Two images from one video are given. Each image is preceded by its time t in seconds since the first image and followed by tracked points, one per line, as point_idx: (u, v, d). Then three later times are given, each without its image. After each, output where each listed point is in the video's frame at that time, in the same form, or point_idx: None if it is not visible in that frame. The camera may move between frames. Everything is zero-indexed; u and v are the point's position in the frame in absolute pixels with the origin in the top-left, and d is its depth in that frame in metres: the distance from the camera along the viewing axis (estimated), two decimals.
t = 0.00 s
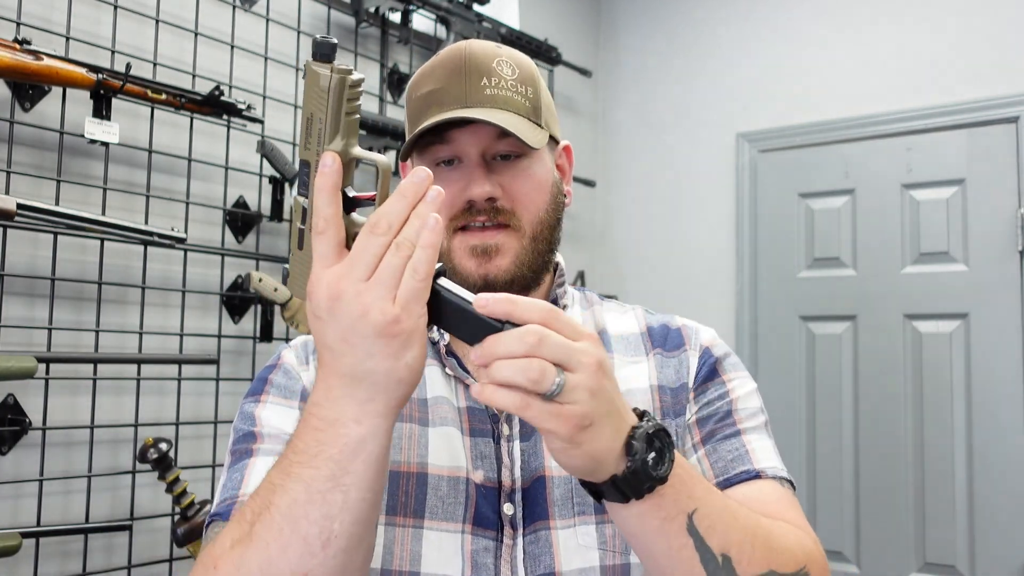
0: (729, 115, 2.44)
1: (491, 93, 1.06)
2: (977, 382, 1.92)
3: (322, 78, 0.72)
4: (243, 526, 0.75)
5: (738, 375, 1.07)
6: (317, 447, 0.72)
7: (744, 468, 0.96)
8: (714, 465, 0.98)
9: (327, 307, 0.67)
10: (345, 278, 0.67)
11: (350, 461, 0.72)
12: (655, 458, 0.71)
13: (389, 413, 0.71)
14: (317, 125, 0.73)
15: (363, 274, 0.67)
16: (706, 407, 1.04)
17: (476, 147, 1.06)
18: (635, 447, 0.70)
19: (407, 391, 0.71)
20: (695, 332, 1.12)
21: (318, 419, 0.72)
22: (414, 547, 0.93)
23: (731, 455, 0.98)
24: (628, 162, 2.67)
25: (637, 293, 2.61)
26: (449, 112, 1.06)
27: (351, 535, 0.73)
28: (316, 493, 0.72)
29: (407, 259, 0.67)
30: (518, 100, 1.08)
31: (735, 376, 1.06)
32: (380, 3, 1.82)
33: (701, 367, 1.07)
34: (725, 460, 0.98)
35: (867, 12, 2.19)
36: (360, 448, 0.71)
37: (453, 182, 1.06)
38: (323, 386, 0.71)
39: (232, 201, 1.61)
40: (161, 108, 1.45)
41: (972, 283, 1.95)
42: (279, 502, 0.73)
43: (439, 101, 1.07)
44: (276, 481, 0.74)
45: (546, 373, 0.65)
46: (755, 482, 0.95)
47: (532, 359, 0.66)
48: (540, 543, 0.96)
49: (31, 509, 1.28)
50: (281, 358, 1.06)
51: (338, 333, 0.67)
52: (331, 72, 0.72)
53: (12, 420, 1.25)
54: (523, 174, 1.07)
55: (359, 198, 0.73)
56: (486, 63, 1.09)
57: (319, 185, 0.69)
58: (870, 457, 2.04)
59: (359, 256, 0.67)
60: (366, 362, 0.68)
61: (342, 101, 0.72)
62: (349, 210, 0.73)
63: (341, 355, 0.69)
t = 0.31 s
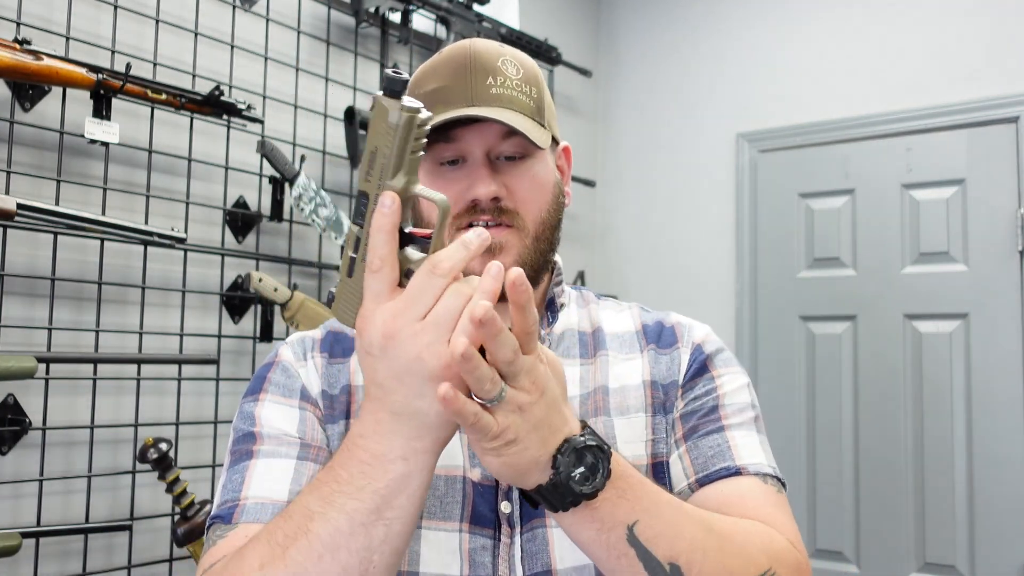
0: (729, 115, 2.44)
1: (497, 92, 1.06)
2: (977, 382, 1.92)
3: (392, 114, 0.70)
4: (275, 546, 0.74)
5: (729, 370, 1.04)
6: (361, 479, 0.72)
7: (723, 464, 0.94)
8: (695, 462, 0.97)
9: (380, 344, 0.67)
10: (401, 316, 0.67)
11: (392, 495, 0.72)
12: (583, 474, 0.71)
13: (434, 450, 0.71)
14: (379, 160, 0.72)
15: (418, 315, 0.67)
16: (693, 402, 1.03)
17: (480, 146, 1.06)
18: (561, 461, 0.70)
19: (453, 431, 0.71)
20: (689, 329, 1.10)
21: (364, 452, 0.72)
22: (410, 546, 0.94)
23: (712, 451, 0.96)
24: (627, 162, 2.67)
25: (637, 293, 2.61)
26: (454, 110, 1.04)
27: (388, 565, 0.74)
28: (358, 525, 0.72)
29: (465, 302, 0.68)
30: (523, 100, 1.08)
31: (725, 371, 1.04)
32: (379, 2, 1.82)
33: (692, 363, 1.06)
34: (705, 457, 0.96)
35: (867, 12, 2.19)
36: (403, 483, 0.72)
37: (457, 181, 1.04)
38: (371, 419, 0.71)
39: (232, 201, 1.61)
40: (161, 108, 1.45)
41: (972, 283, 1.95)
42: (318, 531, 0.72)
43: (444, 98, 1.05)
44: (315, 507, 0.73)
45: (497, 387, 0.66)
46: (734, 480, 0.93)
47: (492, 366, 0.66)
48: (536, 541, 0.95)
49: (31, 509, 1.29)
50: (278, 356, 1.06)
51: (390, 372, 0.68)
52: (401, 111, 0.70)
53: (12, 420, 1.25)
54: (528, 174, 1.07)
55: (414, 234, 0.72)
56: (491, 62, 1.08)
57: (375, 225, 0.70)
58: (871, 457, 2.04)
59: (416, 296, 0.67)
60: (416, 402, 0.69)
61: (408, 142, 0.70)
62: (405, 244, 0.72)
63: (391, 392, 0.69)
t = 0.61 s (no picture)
0: (729, 115, 2.44)
1: (497, 89, 1.06)
2: (977, 381, 1.92)
3: (397, 112, 0.71)
4: (263, 542, 0.74)
5: (741, 378, 1.06)
6: (343, 472, 0.71)
7: (750, 481, 0.95)
8: (721, 477, 0.98)
9: (366, 334, 0.67)
10: (390, 308, 0.67)
11: (373, 489, 0.70)
12: (644, 510, 0.71)
13: (417, 443, 0.70)
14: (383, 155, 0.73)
15: (406, 307, 0.67)
16: (712, 414, 1.04)
17: (481, 143, 1.06)
18: (622, 499, 0.70)
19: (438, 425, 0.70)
20: (696, 333, 1.12)
21: (346, 444, 0.71)
22: (412, 551, 0.93)
23: (739, 468, 0.97)
24: (627, 162, 2.68)
25: (637, 294, 2.61)
26: (455, 106, 1.05)
27: (371, 561, 0.72)
28: (339, 518, 0.71)
29: (456, 298, 0.68)
30: (524, 97, 1.09)
31: (737, 380, 1.06)
32: (379, 3, 1.82)
33: (703, 370, 1.07)
34: (732, 473, 0.97)
35: (866, 12, 2.19)
36: (385, 476, 0.70)
37: (458, 178, 1.05)
38: (355, 411, 0.70)
39: (232, 202, 1.61)
40: (161, 108, 1.45)
41: (971, 283, 1.95)
42: (300, 524, 0.72)
43: (444, 95, 1.06)
44: (300, 501, 0.73)
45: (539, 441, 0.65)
46: (761, 496, 0.94)
47: (526, 425, 0.65)
48: (539, 545, 0.96)
49: (31, 509, 1.29)
50: (277, 360, 1.07)
51: (374, 363, 0.67)
52: (406, 109, 0.70)
53: (12, 420, 1.25)
54: (529, 171, 1.07)
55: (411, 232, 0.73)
56: (492, 60, 1.09)
57: (372, 217, 0.70)
58: (870, 457, 2.04)
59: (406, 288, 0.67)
60: (398, 395, 0.67)
61: (411, 141, 0.71)
62: (400, 243, 0.73)
63: (373, 383, 0.68)
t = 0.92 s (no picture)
0: (729, 115, 2.44)
1: (477, 82, 1.07)
2: (977, 381, 1.92)
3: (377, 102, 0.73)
4: (239, 550, 0.74)
5: (755, 392, 1.12)
6: (317, 472, 0.70)
7: (778, 501, 1.06)
8: (761, 501, 1.05)
9: (341, 322, 0.68)
10: (367, 296, 0.68)
11: (350, 484, 0.70)
12: None
13: (392, 434, 0.71)
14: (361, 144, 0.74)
15: (386, 295, 0.68)
16: (748, 434, 1.08)
17: (463, 137, 1.07)
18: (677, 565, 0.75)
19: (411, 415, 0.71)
20: (711, 342, 1.13)
21: (316, 443, 0.70)
22: (409, 554, 0.94)
23: (769, 490, 1.06)
24: (627, 162, 2.67)
25: (637, 293, 2.61)
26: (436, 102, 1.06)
27: (353, 558, 0.72)
28: (316, 518, 0.70)
29: (434, 289, 0.70)
30: (506, 89, 1.09)
31: (753, 395, 1.11)
32: (379, 2, 1.82)
33: (725, 386, 1.09)
34: (767, 495, 1.06)
35: (866, 12, 2.19)
36: (361, 471, 0.70)
37: (442, 174, 1.06)
38: (323, 410, 0.70)
39: (232, 201, 1.61)
40: (161, 108, 1.45)
41: (971, 283, 1.95)
42: (279, 529, 0.71)
43: (426, 92, 1.08)
44: (275, 506, 0.72)
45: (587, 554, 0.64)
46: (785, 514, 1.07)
47: None
48: (540, 552, 0.96)
49: (31, 509, 1.28)
50: (273, 360, 1.06)
51: (353, 352, 0.68)
52: (386, 97, 0.72)
53: (12, 420, 1.25)
54: (513, 164, 1.07)
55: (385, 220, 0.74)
56: (473, 54, 1.09)
57: (347, 203, 0.70)
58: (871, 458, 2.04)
59: (383, 276, 0.69)
60: (377, 385, 0.68)
61: (389, 128, 0.73)
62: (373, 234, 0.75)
63: (349, 375, 0.68)
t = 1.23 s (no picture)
0: (729, 115, 2.44)
1: (472, 82, 1.07)
2: (977, 381, 1.92)
3: (322, 96, 0.69)
4: (236, 546, 0.73)
5: (760, 390, 1.13)
6: (315, 466, 0.69)
7: (780, 495, 1.09)
8: (767, 499, 1.07)
9: (319, 326, 0.67)
10: (342, 295, 0.67)
11: (348, 475, 0.70)
12: None
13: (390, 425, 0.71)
14: (309, 142, 0.70)
15: (364, 290, 0.68)
16: (754, 432, 1.09)
17: (460, 137, 1.07)
18: None
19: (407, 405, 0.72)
20: (718, 342, 1.13)
21: (312, 438, 0.70)
22: (413, 550, 0.93)
23: (772, 488, 1.08)
24: (627, 162, 2.68)
25: (637, 293, 2.61)
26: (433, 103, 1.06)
27: (352, 549, 0.72)
28: (314, 511, 0.70)
29: (409, 280, 0.70)
30: (502, 89, 1.09)
31: (758, 393, 1.12)
32: (379, 3, 1.82)
33: (732, 385, 1.10)
34: (772, 491, 1.08)
35: (866, 12, 2.19)
36: (360, 462, 0.70)
37: (440, 175, 1.06)
38: (316, 404, 0.70)
39: (232, 201, 1.61)
40: (161, 108, 1.45)
41: (971, 283, 1.95)
42: (276, 523, 0.71)
43: (422, 93, 1.08)
44: (271, 500, 0.72)
45: None
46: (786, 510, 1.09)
47: None
48: (547, 549, 0.96)
49: (31, 509, 1.28)
50: (275, 355, 1.07)
51: (339, 350, 0.67)
52: (332, 92, 0.69)
53: (12, 420, 1.25)
54: (511, 164, 1.06)
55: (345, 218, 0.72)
56: (469, 54, 1.09)
57: (305, 204, 0.69)
58: (870, 458, 2.03)
59: (356, 274, 0.68)
60: (367, 381, 0.68)
61: (339, 124, 0.70)
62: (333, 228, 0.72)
63: (337, 372, 0.68)
